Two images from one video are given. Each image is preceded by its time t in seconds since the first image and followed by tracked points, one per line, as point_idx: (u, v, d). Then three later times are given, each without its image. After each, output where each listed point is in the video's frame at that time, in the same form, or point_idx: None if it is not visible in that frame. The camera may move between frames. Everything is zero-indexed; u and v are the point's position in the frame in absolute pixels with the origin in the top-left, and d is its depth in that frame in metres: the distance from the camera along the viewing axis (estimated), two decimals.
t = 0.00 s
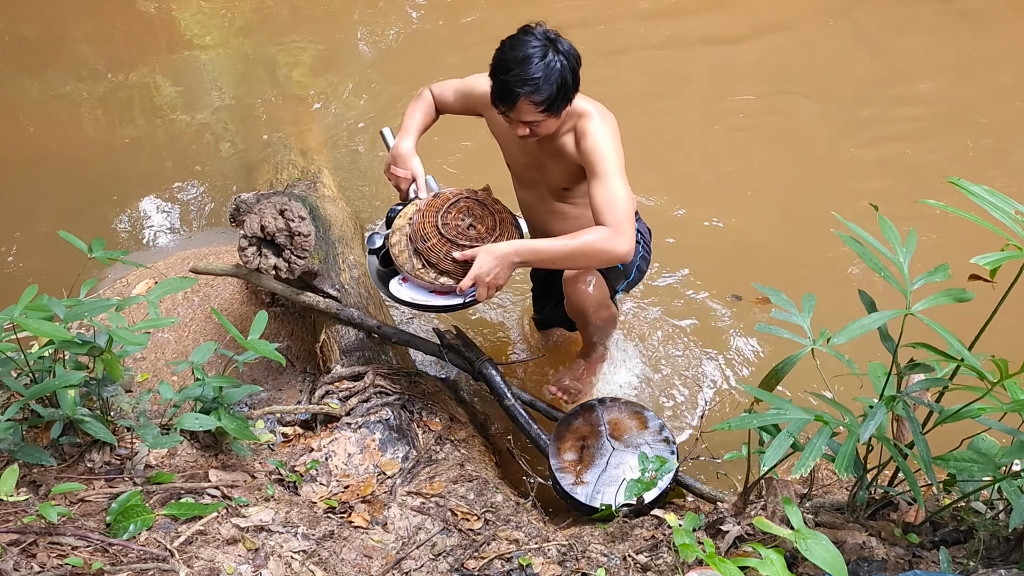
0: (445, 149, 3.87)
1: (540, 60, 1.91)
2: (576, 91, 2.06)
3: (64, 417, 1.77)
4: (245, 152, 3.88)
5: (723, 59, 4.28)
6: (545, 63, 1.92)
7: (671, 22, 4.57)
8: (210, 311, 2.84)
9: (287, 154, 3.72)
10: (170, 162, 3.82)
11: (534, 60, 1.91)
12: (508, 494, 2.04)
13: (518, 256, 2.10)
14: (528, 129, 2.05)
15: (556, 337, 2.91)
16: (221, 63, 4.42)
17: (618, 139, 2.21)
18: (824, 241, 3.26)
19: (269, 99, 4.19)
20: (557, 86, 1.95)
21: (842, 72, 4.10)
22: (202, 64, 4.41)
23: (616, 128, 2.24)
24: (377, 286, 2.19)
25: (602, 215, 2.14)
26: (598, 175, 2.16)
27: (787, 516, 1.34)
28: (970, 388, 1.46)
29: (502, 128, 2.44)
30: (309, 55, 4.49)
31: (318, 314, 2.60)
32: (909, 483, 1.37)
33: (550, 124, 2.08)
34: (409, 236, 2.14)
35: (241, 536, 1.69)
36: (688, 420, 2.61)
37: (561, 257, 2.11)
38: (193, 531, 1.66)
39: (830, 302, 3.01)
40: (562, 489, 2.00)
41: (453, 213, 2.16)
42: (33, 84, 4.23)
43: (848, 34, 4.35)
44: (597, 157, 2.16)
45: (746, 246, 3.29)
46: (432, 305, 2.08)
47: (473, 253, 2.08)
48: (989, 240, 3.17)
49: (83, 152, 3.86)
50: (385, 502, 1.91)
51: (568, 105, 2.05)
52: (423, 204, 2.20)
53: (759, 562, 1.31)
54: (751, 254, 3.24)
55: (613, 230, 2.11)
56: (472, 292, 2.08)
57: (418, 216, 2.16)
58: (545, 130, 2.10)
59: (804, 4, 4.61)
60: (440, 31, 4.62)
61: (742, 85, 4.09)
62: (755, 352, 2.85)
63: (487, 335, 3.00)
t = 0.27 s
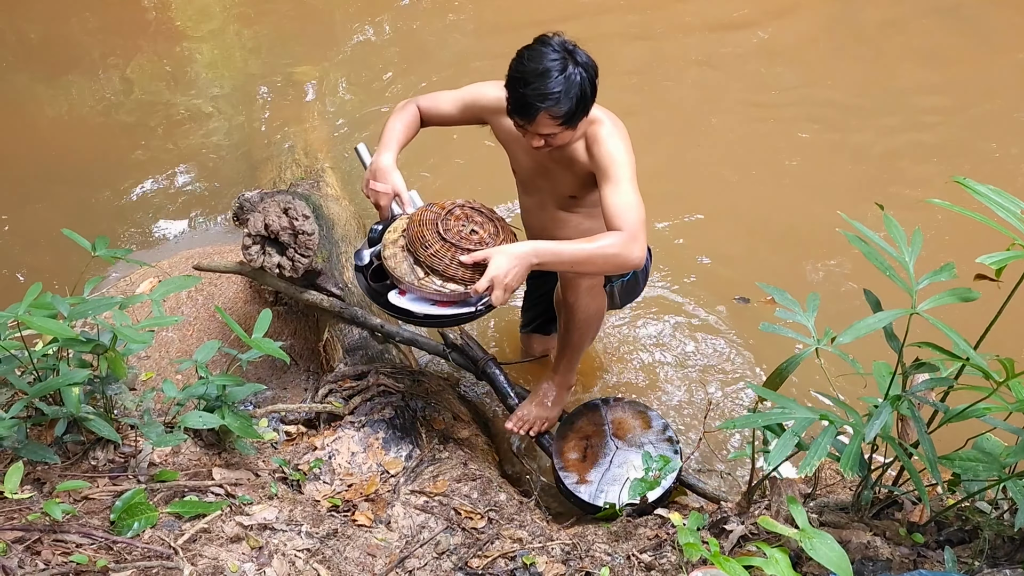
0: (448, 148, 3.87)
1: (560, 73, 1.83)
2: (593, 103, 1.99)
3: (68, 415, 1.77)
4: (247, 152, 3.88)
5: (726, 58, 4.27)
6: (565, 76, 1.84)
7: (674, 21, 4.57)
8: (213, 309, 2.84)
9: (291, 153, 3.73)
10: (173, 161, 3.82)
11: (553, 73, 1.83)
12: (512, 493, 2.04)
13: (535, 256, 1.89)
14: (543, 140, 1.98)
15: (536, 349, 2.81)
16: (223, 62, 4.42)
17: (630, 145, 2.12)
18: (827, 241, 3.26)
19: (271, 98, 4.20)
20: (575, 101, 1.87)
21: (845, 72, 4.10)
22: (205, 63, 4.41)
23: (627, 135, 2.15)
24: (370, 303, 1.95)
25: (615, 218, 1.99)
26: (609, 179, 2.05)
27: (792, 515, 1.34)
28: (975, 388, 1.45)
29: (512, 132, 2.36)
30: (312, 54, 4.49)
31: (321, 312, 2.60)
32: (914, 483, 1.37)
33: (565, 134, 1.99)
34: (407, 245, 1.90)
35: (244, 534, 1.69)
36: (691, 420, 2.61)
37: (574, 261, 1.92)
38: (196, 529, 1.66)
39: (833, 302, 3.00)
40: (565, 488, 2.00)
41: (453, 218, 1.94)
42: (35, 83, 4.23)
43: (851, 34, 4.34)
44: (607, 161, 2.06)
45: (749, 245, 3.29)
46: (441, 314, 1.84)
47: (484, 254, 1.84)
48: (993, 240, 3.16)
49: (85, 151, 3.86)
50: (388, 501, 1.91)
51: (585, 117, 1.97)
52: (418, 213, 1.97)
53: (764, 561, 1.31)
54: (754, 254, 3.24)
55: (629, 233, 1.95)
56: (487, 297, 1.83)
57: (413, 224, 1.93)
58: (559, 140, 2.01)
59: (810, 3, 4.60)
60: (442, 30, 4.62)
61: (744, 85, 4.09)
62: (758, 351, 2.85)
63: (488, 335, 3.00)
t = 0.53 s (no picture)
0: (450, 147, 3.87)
1: (547, 93, 1.77)
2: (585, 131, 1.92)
3: (71, 413, 1.77)
4: (249, 152, 3.87)
5: (728, 58, 4.27)
6: (553, 96, 1.77)
7: (676, 22, 4.56)
8: (216, 308, 2.84)
9: (293, 153, 3.73)
10: (175, 161, 3.82)
11: (540, 92, 1.77)
12: (514, 493, 2.04)
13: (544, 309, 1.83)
14: (533, 168, 1.89)
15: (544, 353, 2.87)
16: (225, 62, 4.42)
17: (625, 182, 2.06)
18: (830, 241, 3.26)
19: (273, 97, 4.20)
20: (562, 120, 1.79)
21: (848, 72, 4.09)
22: (207, 63, 4.41)
23: (622, 169, 2.10)
24: (383, 368, 1.94)
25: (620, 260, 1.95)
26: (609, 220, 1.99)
27: (797, 516, 1.33)
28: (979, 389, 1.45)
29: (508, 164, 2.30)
30: (314, 53, 4.49)
31: (324, 311, 2.60)
32: (919, 484, 1.36)
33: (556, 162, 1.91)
34: (412, 307, 1.83)
35: (247, 532, 1.69)
36: (695, 420, 2.60)
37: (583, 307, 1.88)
38: (199, 528, 1.66)
39: (836, 303, 3.00)
40: (568, 488, 2.00)
41: (457, 271, 1.84)
42: (37, 83, 4.23)
43: (853, 34, 4.34)
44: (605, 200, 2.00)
45: (752, 245, 3.28)
46: (455, 377, 1.81)
47: (492, 310, 1.78)
48: (997, 240, 3.16)
49: (87, 150, 3.86)
50: (391, 500, 1.91)
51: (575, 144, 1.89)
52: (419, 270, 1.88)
53: (767, 561, 1.30)
54: (757, 254, 3.24)
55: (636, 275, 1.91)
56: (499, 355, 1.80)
57: (416, 281, 1.85)
58: (551, 170, 1.94)
59: (814, 3, 4.59)
60: (444, 30, 4.62)
61: (747, 85, 4.09)
62: (763, 352, 2.84)
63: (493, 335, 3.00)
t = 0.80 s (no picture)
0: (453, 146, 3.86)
1: (537, 150, 1.74)
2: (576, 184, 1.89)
3: (73, 411, 1.77)
4: (252, 151, 3.87)
5: (731, 57, 4.26)
6: (544, 154, 1.74)
7: (679, 19, 4.55)
8: (219, 307, 2.84)
9: (296, 152, 3.73)
10: (178, 159, 3.82)
11: (530, 149, 1.74)
12: (516, 492, 2.03)
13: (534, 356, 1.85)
14: (516, 219, 1.88)
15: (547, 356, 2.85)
16: (228, 61, 4.42)
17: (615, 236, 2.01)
18: (833, 241, 3.25)
19: (275, 96, 4.20)
20: (547, 178, 1.76)
21: (852, 71, 4.08)
22: (209, 62, 4.41)
23: (612, 219, 2.04)
24: (376, 409, 2.00)
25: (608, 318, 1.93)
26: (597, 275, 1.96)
27: (799, 515, 1.33)
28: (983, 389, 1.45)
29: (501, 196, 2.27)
30: (317, 52, 4.49)
31: (326, 310, 2.60)
32: (922, 484, 1.36)
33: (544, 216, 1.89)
34: (402, 346, 1.89)
35: (249, 531, 1.69)
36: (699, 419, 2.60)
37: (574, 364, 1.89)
38: (201, 526, 1.66)
39: (839, 303, 2.99)
40: (570, 487, 2.00)
41: (448, 312, 1.90)
42: (40, 82, 4.23)
43: (857, 33, 4.33)
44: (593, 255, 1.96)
45: (755, 244, 3.27)
46: (440, 420, 1.86)
47: (482, 354, 1.81)
48: (1001, 240, 3.15)
49: (90, 149, 3.86)
50: (392, 499, 1.91)
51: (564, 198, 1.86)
52: (411, 307, 1.94)
53: (770, 561, 1.30)
54: (760, 254, 3.23)
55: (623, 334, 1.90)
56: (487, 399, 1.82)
57: (408, 321, 1.91)
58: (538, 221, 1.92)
59: (818, 1, 4.58)
60: (446, 29, 4.62)
61: (749, 84, 4.08)
62: (766, 351, 2.83)
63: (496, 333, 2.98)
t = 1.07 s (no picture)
0: (456, 145, 3.87)
1: (553, 231, 1.73)
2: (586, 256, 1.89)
3: (75, 409, 1.76)
4: (254, 150, 3.88)
5: (734, 56, 4.26)
6: (559, 236, 1.74)
7: (682, 18, 4.55)
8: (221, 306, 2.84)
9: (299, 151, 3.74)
10: (180, 158, 3.82)
11: (546, 230, 1.73)
12: (518, 491, 2.03)
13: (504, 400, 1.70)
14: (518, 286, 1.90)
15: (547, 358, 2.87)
16: (231, 60, 4.43)
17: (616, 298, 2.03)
18: (836, 241, 3.25)
19: (278, 95, 4.20)
20: (555, 259, 1.76)
21: (855, 71, 4.08)
22: (212, 61, 4.41)
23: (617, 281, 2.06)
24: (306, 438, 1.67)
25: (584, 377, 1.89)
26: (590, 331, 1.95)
27: (802, 515, 1.32)
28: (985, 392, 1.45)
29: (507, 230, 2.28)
30: (320, 51, 4.50)
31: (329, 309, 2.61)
32: (925, 485, 1.35)
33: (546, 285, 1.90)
34: (356, 370, 1.61)
35: (251, 529, 1.70)
36: (700, 419, 2.60)
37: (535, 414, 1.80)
38: (203, 525, 1.66)
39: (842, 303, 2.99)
40: (572, 487, 2.00)
41: (410, 336, 1.64)
42: (44, 81, 4.23)
43: (860, 32, 4.32)
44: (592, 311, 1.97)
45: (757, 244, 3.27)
46: (392, 455, 1.56)
47: (449, 389, 1.60)
48: (1004, 241, 3.15)
49: (93, 148, 3.87)
50: (394, 498, 1.91)
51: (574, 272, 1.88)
52: (367, 328, 1.67)
53: (772, 561, 1.29)
54: (763, 254, 3.23)
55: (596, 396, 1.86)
56: (447, 439, 1.61)
57: (363, 342, 1.64)
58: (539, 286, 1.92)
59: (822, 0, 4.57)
60: (449, 27, 4.61)
61: (753, 83, 4.08)
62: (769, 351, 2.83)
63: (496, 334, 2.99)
